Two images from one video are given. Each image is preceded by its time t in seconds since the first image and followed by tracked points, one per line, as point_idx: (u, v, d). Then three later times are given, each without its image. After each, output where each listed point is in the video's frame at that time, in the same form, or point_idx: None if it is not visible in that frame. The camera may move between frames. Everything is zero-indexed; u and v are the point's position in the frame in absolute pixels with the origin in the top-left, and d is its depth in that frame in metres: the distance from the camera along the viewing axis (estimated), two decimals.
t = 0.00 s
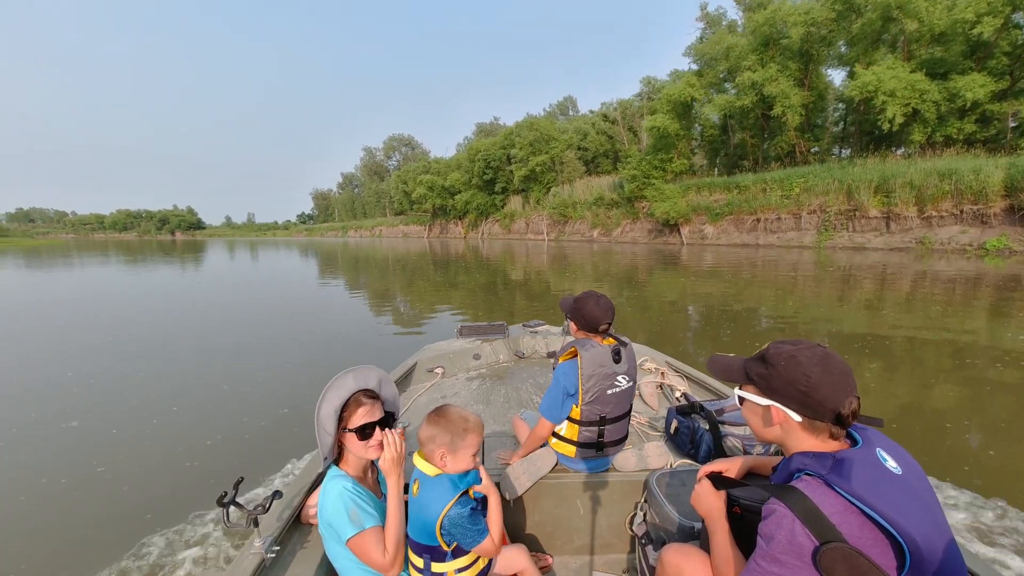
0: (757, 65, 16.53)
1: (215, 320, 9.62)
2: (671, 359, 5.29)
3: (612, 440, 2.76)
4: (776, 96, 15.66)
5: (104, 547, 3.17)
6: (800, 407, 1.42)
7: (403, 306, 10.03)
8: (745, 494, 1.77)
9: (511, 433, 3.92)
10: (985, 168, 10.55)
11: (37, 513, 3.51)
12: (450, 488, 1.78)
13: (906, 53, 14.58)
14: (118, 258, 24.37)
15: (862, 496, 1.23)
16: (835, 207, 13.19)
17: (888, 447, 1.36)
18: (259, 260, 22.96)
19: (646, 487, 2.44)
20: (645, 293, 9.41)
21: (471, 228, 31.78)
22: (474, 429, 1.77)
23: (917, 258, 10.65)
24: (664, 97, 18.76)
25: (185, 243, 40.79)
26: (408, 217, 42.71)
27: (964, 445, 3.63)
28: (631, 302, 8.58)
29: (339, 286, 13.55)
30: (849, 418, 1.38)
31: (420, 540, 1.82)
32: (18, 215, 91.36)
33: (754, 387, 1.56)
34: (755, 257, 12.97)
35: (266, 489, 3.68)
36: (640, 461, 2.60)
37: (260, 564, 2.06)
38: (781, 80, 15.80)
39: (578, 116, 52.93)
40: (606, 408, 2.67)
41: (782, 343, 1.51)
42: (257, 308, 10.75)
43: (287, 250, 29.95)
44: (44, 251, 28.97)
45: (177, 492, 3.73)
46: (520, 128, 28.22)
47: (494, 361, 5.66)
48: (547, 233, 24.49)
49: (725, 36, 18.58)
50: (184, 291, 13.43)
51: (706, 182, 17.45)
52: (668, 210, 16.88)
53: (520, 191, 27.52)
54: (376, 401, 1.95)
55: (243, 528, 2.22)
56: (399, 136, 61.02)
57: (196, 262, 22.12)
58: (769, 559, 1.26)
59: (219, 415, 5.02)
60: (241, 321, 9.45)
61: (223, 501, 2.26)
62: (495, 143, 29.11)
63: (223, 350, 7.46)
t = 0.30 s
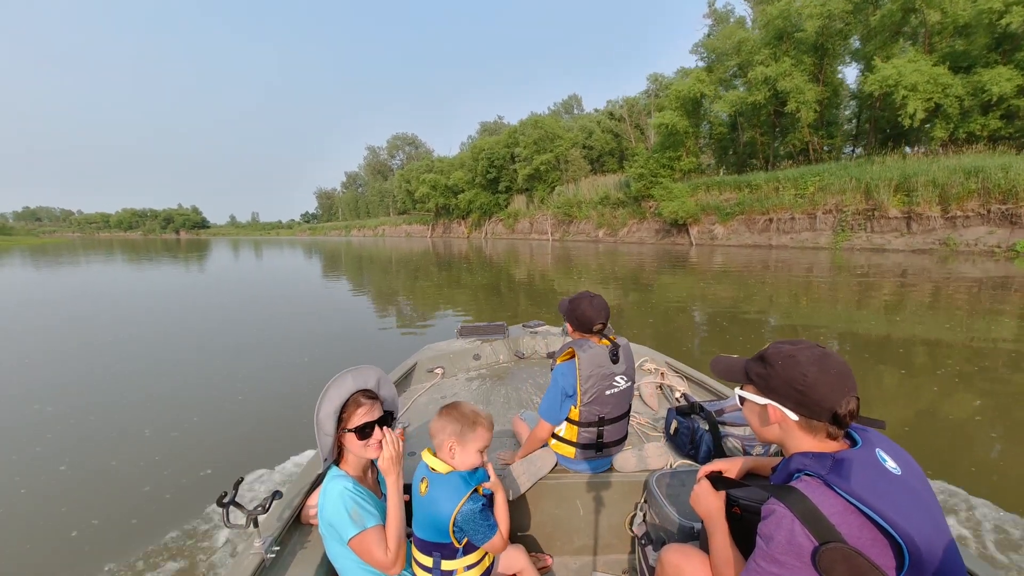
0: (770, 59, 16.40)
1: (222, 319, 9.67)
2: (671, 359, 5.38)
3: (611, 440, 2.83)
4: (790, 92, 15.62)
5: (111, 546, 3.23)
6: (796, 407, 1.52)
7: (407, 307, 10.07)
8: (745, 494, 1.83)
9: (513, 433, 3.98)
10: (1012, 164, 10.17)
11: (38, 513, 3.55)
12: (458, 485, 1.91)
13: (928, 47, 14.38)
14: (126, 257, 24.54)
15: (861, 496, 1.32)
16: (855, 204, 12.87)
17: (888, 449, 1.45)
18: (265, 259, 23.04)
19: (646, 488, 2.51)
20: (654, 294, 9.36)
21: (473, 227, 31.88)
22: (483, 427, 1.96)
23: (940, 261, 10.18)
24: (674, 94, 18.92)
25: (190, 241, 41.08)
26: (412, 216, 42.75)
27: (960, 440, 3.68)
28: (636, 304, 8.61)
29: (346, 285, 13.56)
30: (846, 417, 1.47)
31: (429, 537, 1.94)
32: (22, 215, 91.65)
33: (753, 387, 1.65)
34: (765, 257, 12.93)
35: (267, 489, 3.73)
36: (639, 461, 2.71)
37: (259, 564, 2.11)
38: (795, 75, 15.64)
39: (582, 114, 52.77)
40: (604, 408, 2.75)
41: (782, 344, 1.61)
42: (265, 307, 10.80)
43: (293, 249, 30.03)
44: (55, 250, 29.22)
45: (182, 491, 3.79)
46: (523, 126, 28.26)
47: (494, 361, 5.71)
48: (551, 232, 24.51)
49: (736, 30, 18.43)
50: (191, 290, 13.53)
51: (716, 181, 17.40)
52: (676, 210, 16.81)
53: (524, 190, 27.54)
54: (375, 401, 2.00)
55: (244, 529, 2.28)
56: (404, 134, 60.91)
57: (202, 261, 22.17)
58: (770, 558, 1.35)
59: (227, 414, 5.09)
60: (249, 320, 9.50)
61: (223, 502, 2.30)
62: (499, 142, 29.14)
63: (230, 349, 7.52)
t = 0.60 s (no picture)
0: (786, 53, 16.13)
1: (226, 316, 9.62)
2: (669, 359, 5.28)
3: (611, 439, 2.77)
4: (805, 87, 15.27)
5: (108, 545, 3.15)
6: (792, 404, 1.50)
7: (410, 305, 10.02)
8: (745, 495, 1.82)
9: (511, 431, 3.93)
10: None
11: (29, 508, 3.50)
12: (458, 486, 1.85)
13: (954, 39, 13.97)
14: (132, 254, 24.65)
15: (863, 497, 1.26)
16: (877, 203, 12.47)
17: (889, 448, 1.41)
18: (270, 257, 23.07)
19: (646, 488, 2.48)
20: (664, 295, 9.17)
21: (477, 227, 31.97)
22: (487, 426, 1.93)
23: (965, 264, 9.83)
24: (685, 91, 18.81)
25: (195, 239, 41.34)
26: (416, 215, 42.76)
27: (971, 445, 3.60)
28: (643, 303, 8.54)
29: (351, 284, 13.48)
30: (843, 416, 1.44)
31: (428, 538, 1.88)
32: (28, 213, 92.00)
33: (754, 385, 1.64)
34: (777, 258, 12.72)
35: (266, 488, 3.67)
36: (639, 462, 2.69)
37: (259, 564, 2.05)
38: (812, 70, 15.32)
39: (588, 114, 52.55)
40: (603, 407, 2.68)
41: (781, 343, 1.59)
42: (269, 305, 10.75)
43: (298, 247, 30.12)
44: (62, 246, 29.36)
45: (179, 488, 3.72)
46: (529, 124, 28.22)
47: (494, 361, 5.65)
48: (555, 232, 24.41)
49: (748, 24, 18.24)
50: (197, 287, 13.56)
51: (725, 180, 17.22)
52: (685, 210, 16.49)
53: (529, 189, 27.49)
54: (375, 401, 1.94)
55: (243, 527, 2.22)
56: (409, 134, 61.02)
57: (207, 259, 22.23)
58: (770, 558, 1.33)
59: (226, 410, 5.03)
60: (253, 318, 9.47)
61: (222, 501, 2.25)
62: (504, 140, 29.13)
63: (232, 346, 7.49)
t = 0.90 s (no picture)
0: (799, 47, 15.92)
1: (229, 316, 9.74)
2: (671, 359, 5.41)
3: (611, 435, 2.84)
4: (822, 82, 14.78)
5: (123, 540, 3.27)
6: (789, 403, 1.59)
7: (415, 306, 10.07)
8: (745, 495, 1.89)
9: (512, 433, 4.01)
10: None
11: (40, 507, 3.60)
12: (452, 487, 1.94)
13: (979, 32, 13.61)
14: (142, 253, 24.94)
15: (861, 497, 1.35)
16: (897, 205, 11.88)
17: (887, 449, 1.50)
18: (277, 256, 23.18)
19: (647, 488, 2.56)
20: (674, 297, 9.10)
21: (481, 226, 32.07)
22: (480, 430, 1.99)
23: (998, 267, 9.38)
24: (694, 88, 18.57)
25: (202, 239, 41.70)
26: (420, 215, 42.79)
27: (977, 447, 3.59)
28: (650, 305, 8.53)
29: (358, 284, 13.47)
30: (840, 416, 1.53)
31: (424, 541, 1.96)
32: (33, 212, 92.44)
33: (753, 386, 1.73)
34: (790, 259, 12.44)
35: (266, 489, 3.75)
36: (640, 462, 2.75)
37: (260, 564, 2.13)
38: (829, 64, 14.94)
39: (593, 113, 52.23)
40: (601, 402, 2.77)
41: (780, 343, 1.69)
42: (277, 306, 10.81)
43: (303, 247, 30.26)
44: (71, 245, 29.63)
45: (188, 485, 3.84)
46: (533, 123, 28.23)
47: (494, 362, 5.72)
48: (561, 232, 24.36)
49: (759, 19, 18.08)
50: (204, 286, 13.66)
51: (738, 179, 16.95)
52: (695, 210, 16.25)
53: (534, 188, 27.52)
54: (375, 402, 2.01)
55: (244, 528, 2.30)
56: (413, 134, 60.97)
57: (214, 259, 22.33)
58: (771, 558, 1.40)
59: (235, 411, 5.14)
60: (259, 318, 9.54)
61: (222, 502, 2.32)
62: (508, 139, 29.22)
63: (238, 346, 7.56)
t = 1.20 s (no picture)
0: (816, 39, 15.53)
1: (228, 316, 9.59)
2: (670, 358, 5.20)
3: (612, 430, 2.66)
4: (840, 75, 14.56)
5: (115, 547, 3.19)
6: (785, 403, 1.42)
7: (417, 305, 9.90)
8: (745, 494, 1.59)
9: (510, 432, 3.85)
10: None
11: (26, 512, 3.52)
12: (445, 488, 1.76)
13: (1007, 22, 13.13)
14: (145, 252, 24.90)
15: (861, 496, 1.19)
16: (924, 201, 11.62)
17: (887, 447, 1.34)
18: (280, 256, 23.08)
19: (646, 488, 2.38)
20: (682, 297, 8.84)
21: (485, 225, 31.92)
22: (479, 434, 1.84)
23: None
24: (705, 82, 18.23)
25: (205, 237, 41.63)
26: (424, 214, 42.60)
27: (992, 457, 3.40)
28: (657, 305, 8.30)
29: (360, 284, 13.26)
30: (837, 416, 1.36)
31: (419, 542, 1.78)
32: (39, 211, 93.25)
33: (749, 386, 1.56)
34: (805, 260, 12.03)
35: (265, 489, 3.66)
36: (640, 460, 2.59)
37: (260, 564, 1.98)
38: (846, 57, 14.58)
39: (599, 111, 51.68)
40: (600, 396, 2.59)
41: (777, 342, 1.52)
42: (276, 305, 10.63)
43: (307, 246, 30.19)
44: (77, 245, 29.72)
45: (183, 490, 3.75)
46: (538, 121, 28.04)
47: (494, 361, 5.54)
48: (566, 231, 24.04)
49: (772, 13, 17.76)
50: (206, 286, 13.56)
51: (750, 176, 16.60)
52: (706, 208, 15.82)
53: (538, 187, 27.35)
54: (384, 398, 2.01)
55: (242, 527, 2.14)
56: (416, 133, 60.79)
57: (217, 257, 22.21)
58: (769, 559, 1.23)
59: (226, 413, 5.00)
60: (258, 317, 9.37)
61: (222, 500, 2.15)
62: (513, 137, 29.19)
63: (234, 347, 7.42)
